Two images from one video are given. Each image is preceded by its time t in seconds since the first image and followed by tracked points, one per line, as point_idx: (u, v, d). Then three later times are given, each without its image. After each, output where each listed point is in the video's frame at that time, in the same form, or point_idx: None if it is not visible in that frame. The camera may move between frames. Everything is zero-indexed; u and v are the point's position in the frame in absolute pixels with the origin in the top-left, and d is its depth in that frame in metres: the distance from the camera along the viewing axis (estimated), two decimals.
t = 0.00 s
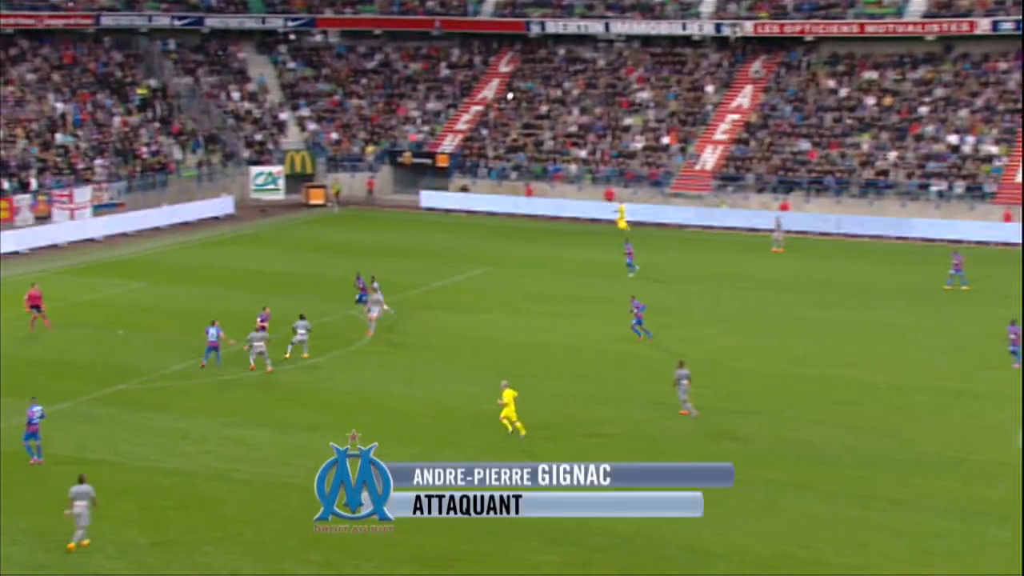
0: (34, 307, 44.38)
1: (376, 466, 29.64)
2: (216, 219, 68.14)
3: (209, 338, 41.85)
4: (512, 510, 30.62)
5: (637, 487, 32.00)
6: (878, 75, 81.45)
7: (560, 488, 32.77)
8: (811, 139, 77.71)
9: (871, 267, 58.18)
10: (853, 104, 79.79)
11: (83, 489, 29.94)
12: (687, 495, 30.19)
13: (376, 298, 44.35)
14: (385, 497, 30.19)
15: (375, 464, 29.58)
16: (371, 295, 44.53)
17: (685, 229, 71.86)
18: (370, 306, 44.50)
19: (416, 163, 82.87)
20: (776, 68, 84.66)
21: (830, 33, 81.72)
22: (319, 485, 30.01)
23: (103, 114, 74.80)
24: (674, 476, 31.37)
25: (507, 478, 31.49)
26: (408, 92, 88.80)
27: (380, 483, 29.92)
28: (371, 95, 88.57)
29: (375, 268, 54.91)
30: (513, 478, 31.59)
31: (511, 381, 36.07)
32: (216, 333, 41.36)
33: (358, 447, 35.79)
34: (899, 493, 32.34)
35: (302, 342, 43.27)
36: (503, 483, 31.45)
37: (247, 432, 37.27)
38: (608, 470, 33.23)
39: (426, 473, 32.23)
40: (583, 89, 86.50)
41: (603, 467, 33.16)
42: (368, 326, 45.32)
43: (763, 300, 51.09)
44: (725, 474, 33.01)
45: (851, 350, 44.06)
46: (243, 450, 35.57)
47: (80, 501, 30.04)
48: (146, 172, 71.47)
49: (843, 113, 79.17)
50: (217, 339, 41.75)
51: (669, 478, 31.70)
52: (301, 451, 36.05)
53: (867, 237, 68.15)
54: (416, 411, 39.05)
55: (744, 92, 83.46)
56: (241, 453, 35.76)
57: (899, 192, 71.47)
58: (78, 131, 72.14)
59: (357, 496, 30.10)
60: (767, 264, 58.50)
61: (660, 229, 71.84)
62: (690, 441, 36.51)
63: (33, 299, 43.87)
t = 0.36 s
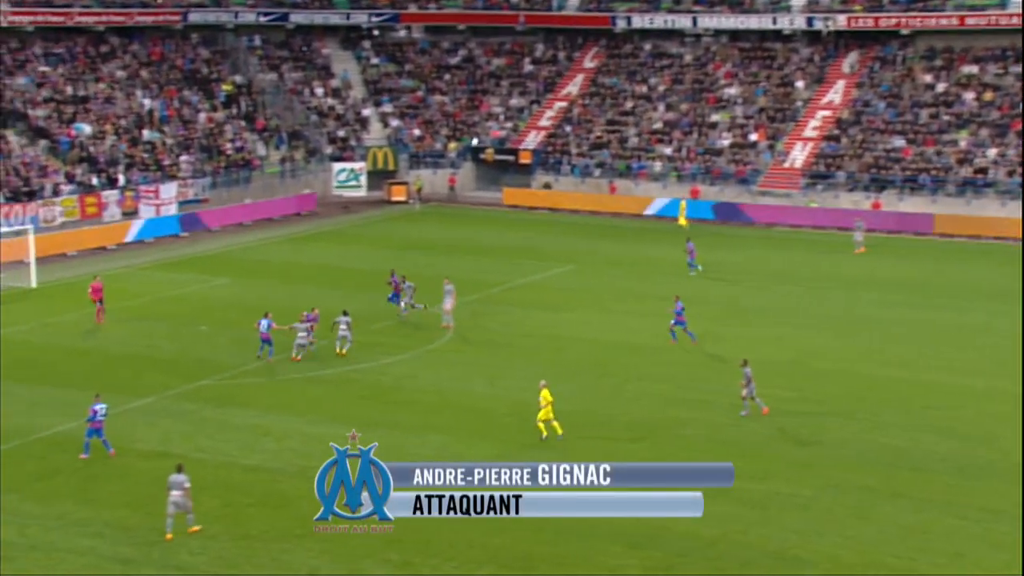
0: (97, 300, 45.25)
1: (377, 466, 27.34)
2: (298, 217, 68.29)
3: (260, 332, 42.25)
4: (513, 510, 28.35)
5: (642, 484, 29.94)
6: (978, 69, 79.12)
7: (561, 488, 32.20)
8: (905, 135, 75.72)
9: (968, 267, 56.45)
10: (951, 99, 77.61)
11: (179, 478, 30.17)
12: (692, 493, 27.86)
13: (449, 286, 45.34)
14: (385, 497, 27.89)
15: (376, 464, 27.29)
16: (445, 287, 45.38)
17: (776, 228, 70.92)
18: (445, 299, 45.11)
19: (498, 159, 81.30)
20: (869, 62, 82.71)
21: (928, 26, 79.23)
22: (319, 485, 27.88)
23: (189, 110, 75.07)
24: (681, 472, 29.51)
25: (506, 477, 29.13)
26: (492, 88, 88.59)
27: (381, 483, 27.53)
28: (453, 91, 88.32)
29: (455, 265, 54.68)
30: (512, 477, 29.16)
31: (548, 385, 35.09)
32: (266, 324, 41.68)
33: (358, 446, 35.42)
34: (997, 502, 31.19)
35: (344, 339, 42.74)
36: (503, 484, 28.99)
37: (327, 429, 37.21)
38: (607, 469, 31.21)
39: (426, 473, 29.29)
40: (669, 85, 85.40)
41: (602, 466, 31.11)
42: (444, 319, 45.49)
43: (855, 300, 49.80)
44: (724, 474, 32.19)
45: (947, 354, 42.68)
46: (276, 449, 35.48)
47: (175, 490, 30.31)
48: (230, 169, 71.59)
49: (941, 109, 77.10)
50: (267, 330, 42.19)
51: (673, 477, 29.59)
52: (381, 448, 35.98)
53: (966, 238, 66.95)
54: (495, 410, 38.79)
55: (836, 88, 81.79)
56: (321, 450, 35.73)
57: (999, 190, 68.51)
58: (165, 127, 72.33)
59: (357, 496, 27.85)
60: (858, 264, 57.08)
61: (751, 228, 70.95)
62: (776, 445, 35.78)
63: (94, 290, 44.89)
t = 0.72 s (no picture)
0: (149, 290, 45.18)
1: (377, 466, 27.49)
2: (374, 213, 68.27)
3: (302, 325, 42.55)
4: (514, 508, 28.04)
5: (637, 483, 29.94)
6: None
7: (561, 488, 32.35)
8: (1002, 131, 73.62)
9: None
10: None
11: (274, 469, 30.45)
12: (692, 492, 27.72)
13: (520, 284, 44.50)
14: (384, 497, 28.05)
15: (375, 464, 27.44)
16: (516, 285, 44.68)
17: (862, 225, 69.59)
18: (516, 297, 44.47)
19: (576, 155, 80.73)
20: (965, 55, 80.33)
21: None
22: (319, 484, 28.17)
23: (267, 105, 75.30)
24: (674, 472, 29.48)
25: (506, 476, 28.69)
26: (571, 83, 87.08)
27: (381, 484, 27.72)
28: (532, 85, 86.89)
29: (531, 263, 54.12)
30: (511, 476, 28.71)
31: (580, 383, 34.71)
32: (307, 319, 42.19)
33: (358, 446, 35.13)
34: None
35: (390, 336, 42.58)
36: (503, 484, 28.59)
37: (402, 428, 36.92)
38: (608, 469, 31.34)
39: (426, 473, 29.20)
40: (754, 79, 83.67)
41: (602, 466, 31.25)
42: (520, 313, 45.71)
43: (945, 300, 48.48)
44: (724, 474, 32.43)
45: None
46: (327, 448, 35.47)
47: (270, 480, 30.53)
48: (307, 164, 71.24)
49: None
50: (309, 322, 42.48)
51: (669, 476, 29.69)
52: (456, 446, 35.71)
53: None
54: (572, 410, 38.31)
55: (928, 82, 79.58)
56: (397, 448, 35.48)
57: None
58: (243, 122, 72.53)
59: (357, 495, 28.13)
60: (949, 263, 55.57)
61: (837, 227, 69.37)
62: (862, 450, 35.16)
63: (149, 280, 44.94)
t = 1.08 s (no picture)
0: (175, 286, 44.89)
1: (377, 466, 25.67)
2: (425, 208, 67.56)
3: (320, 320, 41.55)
4: (510, 510, 26.05)
5: (639, 485, 28.07)
6: None
7: (561, 488, 31.35)
8: None
9: None
10: None
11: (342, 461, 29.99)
12: (692, 493, 25.72)
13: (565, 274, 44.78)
14: (386, 497, 26.14)
15: (376, 464, 25.65)
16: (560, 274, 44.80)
17: (929, 224, 67.72)
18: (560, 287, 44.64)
19: (632, 149, 80.25)
20: None
21: None
22: (318, 484, 26.33)
23: (317, 98, 74.42)
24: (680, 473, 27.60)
25: (505, 478, 26.84)
26: (626, 75, 85.29)
27: (381, 484, 25.86)
28: (587, 77, 85.53)
29: (583, 259, 53.21)
30: (510, 478, 26.89)
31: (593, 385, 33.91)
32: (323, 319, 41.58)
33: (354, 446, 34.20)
34: None
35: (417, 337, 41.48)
36: (502, 484, 26.69)
37: (453, 427, 36.19)
38: (608, 469, 29.23)
39: (426, 473, 27.07)
40: (817, 71, 81.72)
41: (602, 465, 29.14)
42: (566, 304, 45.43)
43: (1014, 301, 47.08)
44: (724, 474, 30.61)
45: None
46: (339, 446, 34.88)
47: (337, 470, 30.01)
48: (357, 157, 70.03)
49: None
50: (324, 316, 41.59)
51: (671, 477, 27.81)
52: (508, 446, 34.95)
53: None
54: (626, 410, 37.43)
55: (1002, 72, 77.81)
56: (448, 446, 34.77)
57: None
58: (293, 115, 71.85)
59: (357, 496, 26.14)
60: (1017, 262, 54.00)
61: (903, 224, 67.68)
62: (928, 455, 34.04)
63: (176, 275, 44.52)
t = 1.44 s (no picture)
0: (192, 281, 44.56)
1: (378, 466, 24.29)
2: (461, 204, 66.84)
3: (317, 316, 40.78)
4: (513, 509, 23.95)
5: (641, 484, 25.76)
6: None
7: (560, 487, 30.90)
8: None
9: None
10: None
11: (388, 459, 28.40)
12: (692, 492, 23.82)
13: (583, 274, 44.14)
14: (386, 497, 24.70)
15: (377, 464, 24.29)
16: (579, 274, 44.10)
17: (981, 219, 66.28)
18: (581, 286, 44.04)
19: (673, 143, 78.44)
20: None
21: None
22: (318, 484, 25.14)
23: (351, 91, 73.50)
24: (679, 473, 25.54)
25: (506, 476, 24.82)
26: (668, 67, 84.16)
27: (381, 484, 24.47)
28: (627, 70, 84.32)
29: (620, 256, 52.20)
30: (512, 477, 24.87)
31: (592, 384, 32.93)
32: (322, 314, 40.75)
33: (357, 446, 33.50)
34: None
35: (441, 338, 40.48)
36: (503, 484, 24.72)
37: (489, 428, 35.33)
38: (608, 468, 26.66)
39: (427, 472, 24.82)
40: (867, 63, 79.84)
41: (602, 465, 26.58)
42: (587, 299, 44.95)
43: None
44: (725, 472, 28.91)
45: None
46: (339, 445, 34.13)
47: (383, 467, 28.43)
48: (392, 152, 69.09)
49: None
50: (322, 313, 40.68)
51: (674, 477, 25.77)
52: (544, 449, 34.06)
53: None
54: (666, 412, 36.44)
55: None
56: (484, 448, 33.93)
57: None
58: (327, 108, 70.88)
59: (357, 496, 24.93)
60: None
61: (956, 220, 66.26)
62: (980, 461, 32.84)
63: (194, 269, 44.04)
